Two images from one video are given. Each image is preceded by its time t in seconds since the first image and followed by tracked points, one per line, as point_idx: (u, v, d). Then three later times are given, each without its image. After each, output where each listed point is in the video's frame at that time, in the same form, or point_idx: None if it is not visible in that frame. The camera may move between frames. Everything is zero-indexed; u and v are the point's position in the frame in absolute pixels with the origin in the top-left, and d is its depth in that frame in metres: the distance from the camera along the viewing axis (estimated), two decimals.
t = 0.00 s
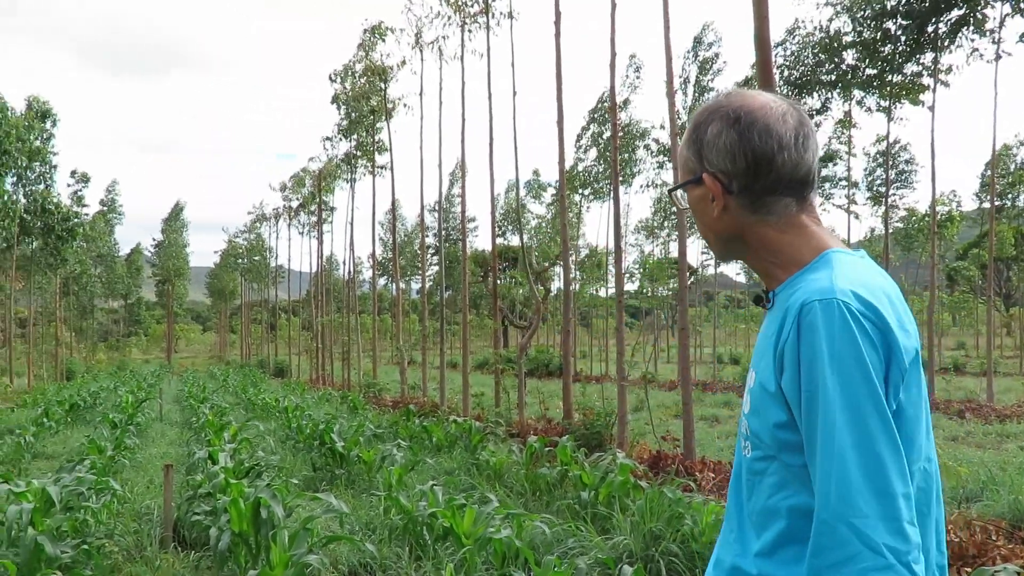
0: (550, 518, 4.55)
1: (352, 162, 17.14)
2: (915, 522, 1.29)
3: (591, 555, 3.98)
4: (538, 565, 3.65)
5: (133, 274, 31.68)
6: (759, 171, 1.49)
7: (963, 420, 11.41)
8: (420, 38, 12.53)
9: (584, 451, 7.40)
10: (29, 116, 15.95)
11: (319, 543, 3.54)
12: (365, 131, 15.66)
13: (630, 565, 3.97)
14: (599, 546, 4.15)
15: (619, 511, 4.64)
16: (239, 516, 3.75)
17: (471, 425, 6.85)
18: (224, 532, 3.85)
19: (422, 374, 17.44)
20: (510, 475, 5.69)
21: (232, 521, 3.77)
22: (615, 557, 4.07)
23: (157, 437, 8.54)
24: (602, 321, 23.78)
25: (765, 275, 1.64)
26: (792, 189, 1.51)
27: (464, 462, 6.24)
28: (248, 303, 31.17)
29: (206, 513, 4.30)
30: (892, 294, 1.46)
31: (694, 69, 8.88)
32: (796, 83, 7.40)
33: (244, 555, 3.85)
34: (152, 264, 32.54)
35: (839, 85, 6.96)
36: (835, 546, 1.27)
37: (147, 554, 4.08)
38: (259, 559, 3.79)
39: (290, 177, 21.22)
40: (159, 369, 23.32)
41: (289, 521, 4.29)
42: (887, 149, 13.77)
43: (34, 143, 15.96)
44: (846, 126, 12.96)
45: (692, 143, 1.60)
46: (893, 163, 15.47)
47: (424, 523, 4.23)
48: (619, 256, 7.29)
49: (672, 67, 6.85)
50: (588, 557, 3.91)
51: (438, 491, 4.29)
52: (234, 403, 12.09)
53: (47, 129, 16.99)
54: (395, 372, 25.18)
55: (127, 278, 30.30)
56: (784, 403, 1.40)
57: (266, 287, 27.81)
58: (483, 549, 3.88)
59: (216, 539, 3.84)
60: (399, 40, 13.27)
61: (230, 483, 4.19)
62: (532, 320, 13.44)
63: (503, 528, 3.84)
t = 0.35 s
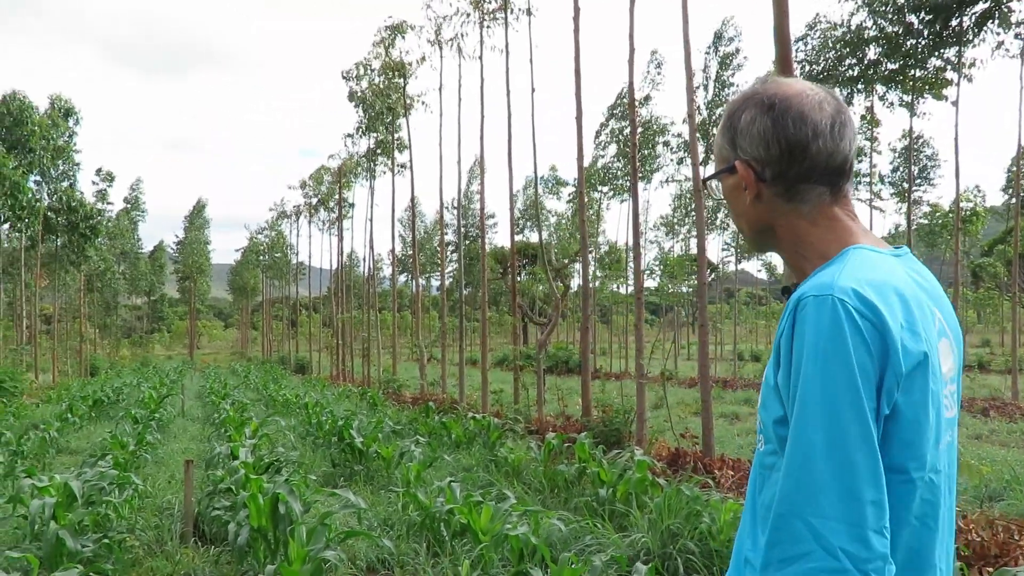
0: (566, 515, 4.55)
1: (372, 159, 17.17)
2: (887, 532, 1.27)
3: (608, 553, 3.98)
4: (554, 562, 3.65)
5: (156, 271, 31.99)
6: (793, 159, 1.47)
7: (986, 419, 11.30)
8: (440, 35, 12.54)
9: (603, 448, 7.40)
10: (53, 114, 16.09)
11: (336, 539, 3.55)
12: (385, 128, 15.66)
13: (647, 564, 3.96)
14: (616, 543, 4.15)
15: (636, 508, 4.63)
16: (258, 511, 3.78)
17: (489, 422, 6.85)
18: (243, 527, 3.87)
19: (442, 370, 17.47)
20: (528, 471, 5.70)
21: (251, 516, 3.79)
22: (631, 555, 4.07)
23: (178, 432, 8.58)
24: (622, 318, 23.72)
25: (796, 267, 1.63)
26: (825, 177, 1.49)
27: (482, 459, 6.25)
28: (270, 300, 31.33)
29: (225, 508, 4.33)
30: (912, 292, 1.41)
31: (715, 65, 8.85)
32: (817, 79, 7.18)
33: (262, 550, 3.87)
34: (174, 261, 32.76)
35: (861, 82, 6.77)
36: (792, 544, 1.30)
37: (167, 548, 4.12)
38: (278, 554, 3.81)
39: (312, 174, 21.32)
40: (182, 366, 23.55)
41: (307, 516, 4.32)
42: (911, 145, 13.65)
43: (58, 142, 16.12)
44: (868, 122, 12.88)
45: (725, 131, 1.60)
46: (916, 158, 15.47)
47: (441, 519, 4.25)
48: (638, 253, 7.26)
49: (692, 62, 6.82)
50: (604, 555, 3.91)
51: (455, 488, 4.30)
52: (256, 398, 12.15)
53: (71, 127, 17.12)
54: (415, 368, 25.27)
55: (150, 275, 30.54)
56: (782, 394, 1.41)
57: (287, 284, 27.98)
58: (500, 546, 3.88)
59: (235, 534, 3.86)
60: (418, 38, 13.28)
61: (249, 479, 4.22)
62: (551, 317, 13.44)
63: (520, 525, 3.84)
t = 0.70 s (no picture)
0: (582, 513, 4.57)
1: (393, 157, 17.21)
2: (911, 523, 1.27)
3: (624, 551, 3.98)
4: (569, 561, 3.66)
5: (180, 268, 32.31)
6: (813, 154, 1.46)
7: (1011, 420, 11.19)
8: (459, 34, 12.55)
9: (622, 447, 7.42)
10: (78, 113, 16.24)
11: (352, 535, 3.56)
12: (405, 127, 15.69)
13: (662, 562, 3.96)
14: (632, 542, 4.16)
15: (653, 507, 4.62)
16: (275, 506, 3.80)
17: (507, 420, 6.85)
18: (261, 522, 3.90)
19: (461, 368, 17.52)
20: (545, 469, 5.70)
21: (269, 512, 3.81)
22: (647, 553, 4.07)
23: (199, 429, 8.65)
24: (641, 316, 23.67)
25: (809, 264, 1.63)
26: (843, 174, 1.48)
27: (500, 456, 6.27)
28: (292, 298, 31.50)
29: (244, 504, 4.37)
30: (928, 289, 1.42)
31: (738, 62, 8.82)
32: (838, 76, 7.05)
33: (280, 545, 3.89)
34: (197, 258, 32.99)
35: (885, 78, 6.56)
36: (820, 537, 1.28)
37: (186, 543, 4.17)
38: (295, 550, 3.83)
39: (333, 173, 21.45)
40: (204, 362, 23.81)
41: (324, 512, 4.34)
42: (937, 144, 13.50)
43: (83, 140, 16.26)
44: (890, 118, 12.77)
45: (744, 126, 1.58)
46: (941, 156, 15.35)
47: (458, 516, 4.26)
48: (658, 252, 7.25)
49: (711, 60, 6.80)
50: (620, 553, 3.91)
51: (472, 485, 4.30)
52: (276, 395, 12.22)
53: (95, 125, 17.25)
54: (434, 365, 25.39)
55: (173, 272, 30.78)
56: (799, 388, 1.40)
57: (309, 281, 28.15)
58: (515, 543, 3.89)
59: (253, 530, 3.89)
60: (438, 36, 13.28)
61: (268, 474, 4.23)
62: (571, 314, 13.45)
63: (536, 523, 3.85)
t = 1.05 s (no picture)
0: (599, 510, 4.59)
1: (415, 154, 17.23)
2: (931, 499, 1.25)
3: (639, 548, 3.99)
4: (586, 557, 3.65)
5: (204, 264, 32.62)
6: (792, 158, 1.47)
7: None
8: (480, 29, 12.53)
9: (640, 443, 7.42)
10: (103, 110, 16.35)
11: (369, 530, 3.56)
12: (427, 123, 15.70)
13: (678, 559, 3.95)
14: (649, 538, 4.16)
15: (671, 504, 4.60)
16: (294, 501, 3.81)
17: (526, 416, 6.85)
18: (280, 517, 3.91)
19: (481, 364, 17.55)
20: (563, 465, 5.71)
21: (287, 506, 3.83)
22: (664, 549, 4.08)
23: (221, 423, 8.72)
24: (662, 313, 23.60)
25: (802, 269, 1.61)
26: (824, 172, 1.49)
27: (519, 452, 6.29)
28: (313, 293, 31.63)
29: (263, 498, 4.39)
30: (921, 274, 1.43)
31: (761, 56, 8.78)
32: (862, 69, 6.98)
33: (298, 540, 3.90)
34: (219, 254, 33.17)
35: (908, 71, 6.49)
36: (844, 524, 1.25)
37: (207, 536, 4.20)
38: (313, 544, 3.83)
39: (354, 170, 21.55)
40: (226, 358, 24.01)
41: (342, 507, 4.36)
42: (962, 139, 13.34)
43: (108, 137, 16.36)
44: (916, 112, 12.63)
45: (720, 145, 1.58)
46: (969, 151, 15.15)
47: (475, 511, 4.27)
48: (677, 248, 7.23)
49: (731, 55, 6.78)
50: (636, 550, 3.92)
51: (489, 480, 4.30)
52: (298, 390, 12.29)
53: (119, 122, 17.36)
54: (454, 362, 25.45)
55: (197, 267, 31.05)
56: (803, 378, 1.40)
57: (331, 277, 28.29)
58: (531, 539, 3.90)
59: (272, 523, 3.90)
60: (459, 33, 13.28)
61: (287, 470, 4.24)
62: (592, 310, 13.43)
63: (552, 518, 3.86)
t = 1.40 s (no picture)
0: (619, 508, 4.59)
1: (437, 152, 17.26)
2: (929, 471, 1.28)
3: (659, 545, 3.98)
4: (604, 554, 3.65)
5: (229, 263, 32.90)
6: (769, 165, 1.51)
7: None
8: (501, 28, 12.54)
9: (661, 442, 7.41)
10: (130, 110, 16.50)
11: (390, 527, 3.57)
12: (449, 122, 15.73)
13: (697, 557, 3.94)
14: (669, 537, 4.15)
15: (691, 502, 4.59)
16: (316, 498, 3.84)
17: (548, 414, 6.85)
18: (302, 514, 3.93)
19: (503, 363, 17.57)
20: (584, 463, 5.72)
21: (309, 503, 3.85)
22: (684, 548, 4.07)
23: (245, 421, 8.79)
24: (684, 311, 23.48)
25: (780, 275, 1.64)
26: (796, 178, 1.54)
27: (540, 450, 6.30)
28: (336, 292, 31.75)
29: (287, 495, 4.43)
30: (890, 267, 1.51)
31: (785, 52, 8.74)
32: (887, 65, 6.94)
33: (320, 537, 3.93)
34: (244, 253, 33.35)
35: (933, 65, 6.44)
36: (846, 497, 1.26)
37: (230, 533, 4.24)
38: (333, 541, 3.85)
39: (377, 169, 21.65)
40: (250, 356, 24.23)
41: (362, 505, 4.38)
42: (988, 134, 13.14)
43: (134, 138, 16.48)
44: (942, 107, 12.49)
45: (693, 162, 1.59)
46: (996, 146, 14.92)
47: (495, 509, 4.29)
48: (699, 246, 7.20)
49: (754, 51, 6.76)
50: (655, 548, 3.92)
51: (510, 478, 4.31)
52: (320, 388, 12.37)
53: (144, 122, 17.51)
54: (476, 360, 25.53)
55: (221, 267, 31.32)
56: (797, 367, 1.42)
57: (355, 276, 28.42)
58: (551, 536, 3.91)
59: (294, 521, 3.93)
60: (480, 32, 13.30)
61: (309, 468, 4.27)
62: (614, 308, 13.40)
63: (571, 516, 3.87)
